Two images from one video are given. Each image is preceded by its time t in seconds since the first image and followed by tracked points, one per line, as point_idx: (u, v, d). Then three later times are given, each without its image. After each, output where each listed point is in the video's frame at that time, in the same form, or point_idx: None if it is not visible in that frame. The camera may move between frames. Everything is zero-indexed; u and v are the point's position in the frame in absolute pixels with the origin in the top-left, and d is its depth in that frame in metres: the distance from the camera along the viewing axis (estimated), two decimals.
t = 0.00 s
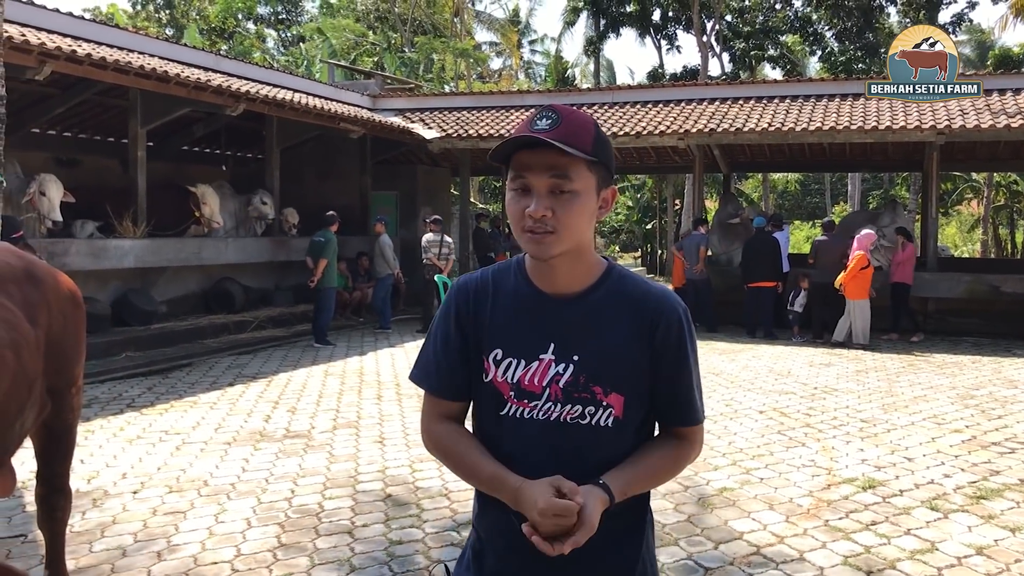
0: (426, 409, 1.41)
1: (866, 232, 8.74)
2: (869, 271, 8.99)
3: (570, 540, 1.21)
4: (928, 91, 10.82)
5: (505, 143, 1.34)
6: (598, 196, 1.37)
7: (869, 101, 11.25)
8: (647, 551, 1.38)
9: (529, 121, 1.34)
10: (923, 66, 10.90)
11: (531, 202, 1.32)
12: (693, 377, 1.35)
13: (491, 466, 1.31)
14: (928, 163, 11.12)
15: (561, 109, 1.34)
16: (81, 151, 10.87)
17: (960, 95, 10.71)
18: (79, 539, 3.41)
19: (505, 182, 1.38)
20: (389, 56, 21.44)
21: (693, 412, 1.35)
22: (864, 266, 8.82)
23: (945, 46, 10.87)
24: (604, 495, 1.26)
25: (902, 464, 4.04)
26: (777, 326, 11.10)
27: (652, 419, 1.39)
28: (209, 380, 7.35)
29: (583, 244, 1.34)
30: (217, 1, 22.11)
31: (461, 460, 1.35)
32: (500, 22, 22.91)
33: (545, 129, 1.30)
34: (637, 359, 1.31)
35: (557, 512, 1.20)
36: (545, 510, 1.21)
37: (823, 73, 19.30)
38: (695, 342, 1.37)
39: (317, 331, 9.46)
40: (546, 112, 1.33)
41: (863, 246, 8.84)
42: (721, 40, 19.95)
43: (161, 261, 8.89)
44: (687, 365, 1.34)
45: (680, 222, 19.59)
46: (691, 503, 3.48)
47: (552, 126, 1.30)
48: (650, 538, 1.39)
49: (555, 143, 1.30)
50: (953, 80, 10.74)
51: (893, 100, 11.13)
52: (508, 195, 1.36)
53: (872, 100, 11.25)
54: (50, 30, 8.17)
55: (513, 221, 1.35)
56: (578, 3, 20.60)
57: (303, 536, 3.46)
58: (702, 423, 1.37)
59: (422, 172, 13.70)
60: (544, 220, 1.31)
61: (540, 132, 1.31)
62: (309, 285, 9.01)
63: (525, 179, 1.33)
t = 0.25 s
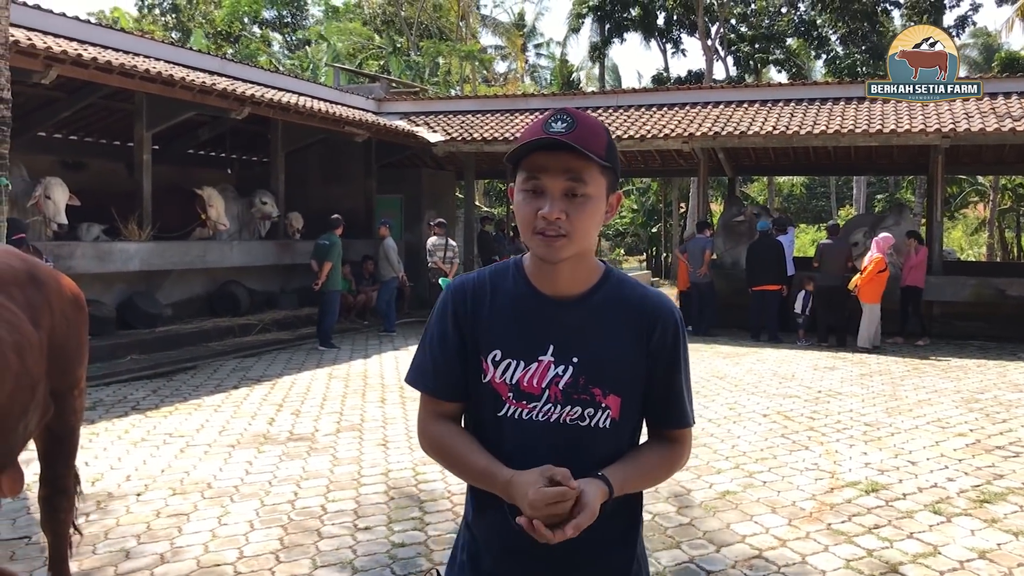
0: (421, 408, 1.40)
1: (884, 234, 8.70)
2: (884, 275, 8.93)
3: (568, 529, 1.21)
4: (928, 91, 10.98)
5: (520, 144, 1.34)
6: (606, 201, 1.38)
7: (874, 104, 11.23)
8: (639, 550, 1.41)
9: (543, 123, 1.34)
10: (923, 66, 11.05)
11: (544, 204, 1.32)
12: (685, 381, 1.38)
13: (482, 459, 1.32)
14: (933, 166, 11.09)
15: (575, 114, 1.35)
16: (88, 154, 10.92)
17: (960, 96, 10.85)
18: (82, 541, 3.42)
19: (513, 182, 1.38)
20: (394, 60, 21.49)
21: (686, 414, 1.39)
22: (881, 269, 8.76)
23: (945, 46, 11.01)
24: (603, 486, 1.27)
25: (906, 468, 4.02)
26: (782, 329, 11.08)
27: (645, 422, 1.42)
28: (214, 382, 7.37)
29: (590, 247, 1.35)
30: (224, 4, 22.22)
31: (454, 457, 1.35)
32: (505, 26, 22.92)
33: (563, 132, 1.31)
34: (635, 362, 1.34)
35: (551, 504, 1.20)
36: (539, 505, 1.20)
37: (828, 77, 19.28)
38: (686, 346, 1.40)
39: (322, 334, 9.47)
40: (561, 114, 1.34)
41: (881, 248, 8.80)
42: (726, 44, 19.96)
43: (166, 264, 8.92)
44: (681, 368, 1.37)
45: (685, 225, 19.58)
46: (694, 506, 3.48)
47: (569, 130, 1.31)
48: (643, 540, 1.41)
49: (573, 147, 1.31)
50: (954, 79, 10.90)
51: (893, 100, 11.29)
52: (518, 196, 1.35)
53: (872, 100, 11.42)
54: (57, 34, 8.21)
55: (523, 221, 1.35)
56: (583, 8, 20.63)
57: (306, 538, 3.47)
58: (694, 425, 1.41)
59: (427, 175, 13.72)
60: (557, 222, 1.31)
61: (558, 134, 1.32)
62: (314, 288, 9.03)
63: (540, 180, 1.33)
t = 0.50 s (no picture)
0: (411, 404, 1.39)
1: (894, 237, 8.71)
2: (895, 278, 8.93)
3: (570, 505, 1.22)
4: (928, 91, 11.10)
5: (526, 138, 1.34)
6: (605, 201, 1.39)
7: (876, 106, 11.21)
8: (631, 549, 1.41)
9: (550, 119, 1.35)
10: (922, 66, 11.18)
11: (548, 199, 1.33)
12: (675, 379, 1.40)
13: (470, 440, 1.31)
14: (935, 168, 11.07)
15: (580, 113, 1.36)
16: (91, 156, 10.94)
17: (960, 95, 10.93)
18: (82, 542, 3.42)
19: (516, 177, 1.38)
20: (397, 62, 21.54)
21: (678, 413, 1.41)
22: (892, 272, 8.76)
23: (944, 46, 11.09)
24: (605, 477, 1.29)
25: (906, 470, 4.02)
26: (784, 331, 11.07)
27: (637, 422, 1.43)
28: (216, 384, 7.38)
29: (589, 245, 1.36)
30: (227, 7, 22.30)
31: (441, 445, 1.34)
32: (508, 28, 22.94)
33: (570, 128, 1.32)
34: (628, 361, 1.34)
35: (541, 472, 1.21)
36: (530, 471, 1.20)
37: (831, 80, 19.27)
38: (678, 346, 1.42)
39: (324, 335, 9.47)
40: (566, 112, 1.34)
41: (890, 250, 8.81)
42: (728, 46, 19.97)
43: (168, 266, 8.93)
44: (672, 367, 1.39)
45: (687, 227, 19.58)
46: (694, 508, 3.47)
47: (576, 127, 1.32)
48: (635, 541, 1.42)
49: (579, 144, 1.32)
50: (954, 80, 10.97)
51: (893, 100, 11.39)
52: (521, 190, 1.35)
53: (872, 100, 11.50)
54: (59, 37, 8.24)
55: (525, 216, 1.35)
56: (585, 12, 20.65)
57: (306, 539, 3.47)
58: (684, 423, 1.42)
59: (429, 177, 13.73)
60: (559, 218, 1.32)
61: (566, 130, 1.32)
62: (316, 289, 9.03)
63: (544, 175, 1.33)
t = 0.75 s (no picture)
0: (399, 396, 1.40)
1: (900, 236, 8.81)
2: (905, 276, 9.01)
3: (577, 511, 1.25)
4: (927, 91, 11.19)
5: (511, 134, 1.36)
6: (590, 202, 1.39)
7: (876, 107, 11.21)
8: (621, 550, 1.40)
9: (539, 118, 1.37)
10: (923, 66, 11.28)
11: (529, 192, 1.34)
12: (668, 379, 1.38)
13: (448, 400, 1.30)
14: (936, 170, 11.06)
15: (571, 115, 1.39)
16: (92, 159, 10.96)
17: (960, 96, 11.01)
18: (82, 543, 3.43)
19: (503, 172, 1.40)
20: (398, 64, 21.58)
21: (670, 414, 1.39)
22: (901, 270, 8.84)
23: (944, 47, 11.14)
24: (611, 486, 1.30)
25: (905, 470, 4.02)
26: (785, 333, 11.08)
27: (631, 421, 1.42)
28: (216, 385, 7.40)
29: (573, 243, 1.36)
30: (229, 9, 22.36)
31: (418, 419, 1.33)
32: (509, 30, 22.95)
33: (556, 124, 1.34)
34: (615, 360, 1.34)
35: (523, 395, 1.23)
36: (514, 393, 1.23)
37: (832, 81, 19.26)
38: (671, 346, 1.40)
39: (325, 336, 9.48)
40: (554, 112, 1.36)
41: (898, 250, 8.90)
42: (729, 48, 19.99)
43: (169, 268, 8.94)
44: (664, 366, 1.37)
45: (688, 228, 19.59)
46: (693, 508, 3.48)
47: (561, 123, 1.34)
48: (625, 541, 1.41)
49: (564, 140, 1.33)
50: (954, 80, 11.10)
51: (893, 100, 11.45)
52: (507, 184, 1.37)
53: (871, 100, 11.54)
54: (60, 39, 8.25)
55: (508, 209, 1.36)
56: (585, 15, 20.68)
57: (306, 540, 3.48)
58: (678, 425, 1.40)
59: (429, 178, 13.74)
60: (539, 210, 1.32)
61: (552, 128, 1.34)
62: (316, 290, 9.04)
63: (528, 168, 1.35)
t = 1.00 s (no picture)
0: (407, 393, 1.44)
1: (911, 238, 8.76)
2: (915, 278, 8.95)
3: (546, 506, 1.23)
4: (928, 91, 11.23)
5: (497, 139, 1.37)
6: (583, 203, 1.38)
7: (877, 107, 11.21)
8: (614, 550, 1.39)
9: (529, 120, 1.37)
10: (923, 66, 11.36)
11: (516, 195, 1.34)
12: (666, 378, 1.36)
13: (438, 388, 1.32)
14: (938, 171, 11.04)
15: (560, 116, 1.38)
16: (94, 160, 10.98)
17: (959, 96, 11.03)
18: (83, 543, 3.44)
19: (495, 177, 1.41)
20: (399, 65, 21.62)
21: (668, 413, 1.36)
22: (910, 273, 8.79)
23: (944, 47, 11.18)
24: (587, 481, 1.27)
25: (906, 471, 4.02)
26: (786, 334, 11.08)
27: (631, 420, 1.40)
28: (218, 386, 7.40)
29: (565, 243, 1.36)
30: (230, 10, 22.38)
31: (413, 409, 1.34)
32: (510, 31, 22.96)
33: (543, 127, 1.33)
34: (609, 356, 1.33)
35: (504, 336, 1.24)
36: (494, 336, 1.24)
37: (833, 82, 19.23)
38: (670, 346, 1.38)
39: (326, 337, 9.48)
40: (544, 115, 1.37)
41: (909, 251, 8.84)
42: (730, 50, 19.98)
43: (170, 269, 8.95)
44: (660, 365, 1.34)
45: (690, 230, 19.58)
46: (693, 509, 3.48)
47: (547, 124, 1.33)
48: (619, 540, 1.40)
49: (549, 142, 1.33)
50: (954, 80, 11.13)
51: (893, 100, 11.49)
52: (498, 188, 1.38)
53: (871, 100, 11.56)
54: (62, 41, 8.27)
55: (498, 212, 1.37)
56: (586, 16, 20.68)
57: (306, 541, 3.48)
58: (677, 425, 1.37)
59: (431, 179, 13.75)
60: (527, 213, 1.33)
61: (538, 131, 1.34)
62: (318, 291, 9.05)
63: (517, 172, 1.36)
